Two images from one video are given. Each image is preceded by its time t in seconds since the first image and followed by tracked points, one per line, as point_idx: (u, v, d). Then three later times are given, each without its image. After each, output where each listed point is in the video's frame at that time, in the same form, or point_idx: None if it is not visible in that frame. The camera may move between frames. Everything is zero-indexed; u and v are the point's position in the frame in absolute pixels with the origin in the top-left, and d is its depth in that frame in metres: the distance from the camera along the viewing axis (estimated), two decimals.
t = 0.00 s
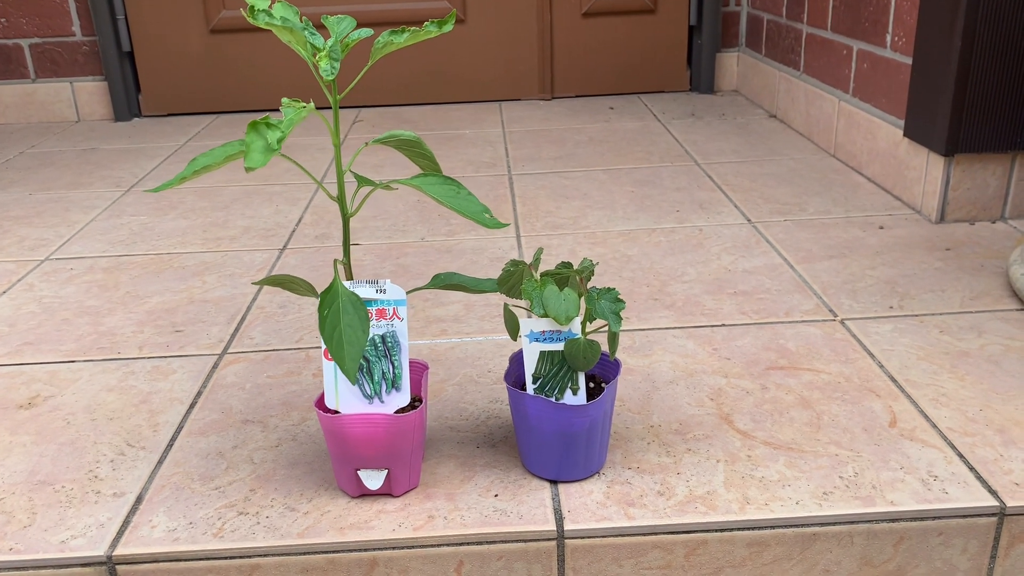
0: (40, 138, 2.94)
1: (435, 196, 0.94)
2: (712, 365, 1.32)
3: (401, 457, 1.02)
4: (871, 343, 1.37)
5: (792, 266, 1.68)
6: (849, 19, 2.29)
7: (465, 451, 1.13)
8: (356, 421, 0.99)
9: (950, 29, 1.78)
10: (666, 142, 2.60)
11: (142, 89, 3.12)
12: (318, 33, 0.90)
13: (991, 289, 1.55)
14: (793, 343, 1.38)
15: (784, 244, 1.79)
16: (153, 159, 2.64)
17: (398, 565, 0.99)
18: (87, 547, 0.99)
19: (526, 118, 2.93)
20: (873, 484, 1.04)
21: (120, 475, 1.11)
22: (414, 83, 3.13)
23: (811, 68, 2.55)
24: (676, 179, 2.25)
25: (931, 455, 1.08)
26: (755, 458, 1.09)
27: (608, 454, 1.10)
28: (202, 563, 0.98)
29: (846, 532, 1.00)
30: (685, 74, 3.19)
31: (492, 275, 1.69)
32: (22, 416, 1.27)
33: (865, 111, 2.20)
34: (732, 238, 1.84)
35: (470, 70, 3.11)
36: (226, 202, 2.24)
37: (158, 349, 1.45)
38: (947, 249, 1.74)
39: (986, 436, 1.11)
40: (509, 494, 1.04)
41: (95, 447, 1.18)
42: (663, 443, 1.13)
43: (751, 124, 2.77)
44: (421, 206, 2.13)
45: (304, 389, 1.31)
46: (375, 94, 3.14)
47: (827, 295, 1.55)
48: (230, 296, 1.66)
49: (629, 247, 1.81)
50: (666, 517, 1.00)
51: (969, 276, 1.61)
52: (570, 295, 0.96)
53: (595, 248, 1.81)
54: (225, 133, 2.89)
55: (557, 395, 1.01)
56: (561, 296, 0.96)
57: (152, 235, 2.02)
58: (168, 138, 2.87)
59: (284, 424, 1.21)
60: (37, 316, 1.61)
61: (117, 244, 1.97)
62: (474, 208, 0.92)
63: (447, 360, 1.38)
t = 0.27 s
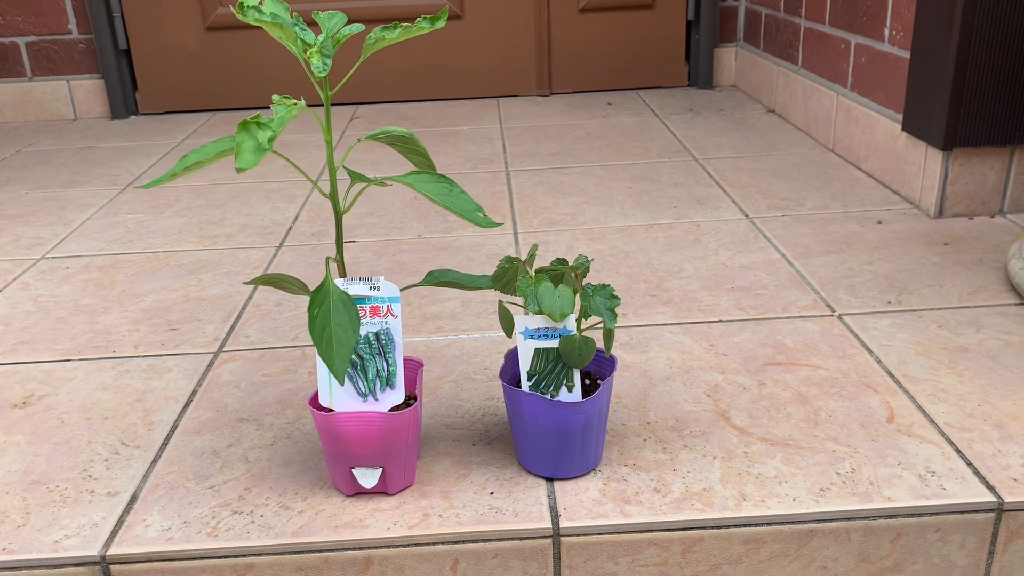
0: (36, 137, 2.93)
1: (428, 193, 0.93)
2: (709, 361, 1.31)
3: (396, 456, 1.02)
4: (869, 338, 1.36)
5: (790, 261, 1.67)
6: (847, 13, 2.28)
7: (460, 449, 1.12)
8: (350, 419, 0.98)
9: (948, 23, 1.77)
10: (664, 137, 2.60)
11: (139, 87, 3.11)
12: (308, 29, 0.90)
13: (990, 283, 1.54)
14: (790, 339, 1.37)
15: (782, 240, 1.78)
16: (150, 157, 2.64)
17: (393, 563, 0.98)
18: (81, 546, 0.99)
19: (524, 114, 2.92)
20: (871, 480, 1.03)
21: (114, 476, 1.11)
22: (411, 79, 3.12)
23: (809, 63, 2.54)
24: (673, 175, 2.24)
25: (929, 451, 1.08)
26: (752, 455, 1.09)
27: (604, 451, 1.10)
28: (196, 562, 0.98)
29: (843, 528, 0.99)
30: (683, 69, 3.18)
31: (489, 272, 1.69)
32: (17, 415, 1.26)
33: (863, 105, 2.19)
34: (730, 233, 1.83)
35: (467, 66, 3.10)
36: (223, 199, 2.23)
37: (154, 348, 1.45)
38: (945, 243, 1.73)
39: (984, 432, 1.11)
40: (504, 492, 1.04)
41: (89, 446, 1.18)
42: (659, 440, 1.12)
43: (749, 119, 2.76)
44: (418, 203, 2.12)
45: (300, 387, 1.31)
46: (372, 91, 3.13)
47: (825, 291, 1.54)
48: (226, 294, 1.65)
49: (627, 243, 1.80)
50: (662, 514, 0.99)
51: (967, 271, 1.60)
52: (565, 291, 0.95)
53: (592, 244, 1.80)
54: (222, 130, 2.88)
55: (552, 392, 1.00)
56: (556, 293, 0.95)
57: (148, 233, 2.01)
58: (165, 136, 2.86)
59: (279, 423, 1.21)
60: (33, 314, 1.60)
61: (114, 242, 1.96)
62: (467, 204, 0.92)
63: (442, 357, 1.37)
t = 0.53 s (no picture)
0: (34, 135, 2.92)
1: (423, 190, 0.93)
2: (706, 358, 1.31)
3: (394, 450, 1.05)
4: (866, 335, 1.36)
5: (787, 258, 1.67)
6: (845, 10, 2.28)
7: (457, 447, 1.12)
8: (345, 416, 1.01)
9: (946, 19, 1.76)
10: (662, 134, 2.59)
11: (136, 84, 3.11)
12: (303, 26, 0.89)
13: (987, 280, 1.54)
14: (788, 335, 1.37)
15: (779, 237, 1.78)
16: (147, 155, 2.63)
17: (390, 561, 0.98)
18: (77, 545, 0.98)
19: (521, 112, 2.92)
20: (867, 477, 1.03)
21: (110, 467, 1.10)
22: (409, 76, 3.12)
23: (807, 60, 2.54)
24: (671, 171, 2.24)
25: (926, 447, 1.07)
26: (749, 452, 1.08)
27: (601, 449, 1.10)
28: (193, 560, 0.97)
29: (839, 525, 0.99)
30: (681, 66, 3.17)
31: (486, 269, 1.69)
32: (13, 414, 1.26)
33: (861, 102, 2.19)
34: (727, 230, 1.83)
35: (465, 63, 3.10)
36: (220, 197, 2.23)
37: (150, 346, 1.45)
38: (943, 240, 1.73)
39: (981, 428, 1.11)
40: (501, 490, 1.04)
41: (85, 445, 1.17)
42: (656, 437, 1.12)
43: (747, 116, 2.76)
44: (416, 200, 2.12)
45: (296, 385, 1.30)
46: (370, 88, 3.13)
47: (822, 288, 1.54)
48: (223, 292, 1.65)
49: (624, 240, 1.80)
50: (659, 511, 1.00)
51: (965, 267, 1.60)
52: (561, 289, 0.95)
53: (589, 241, 1.80)
54: (220, 128, 2.88)
55: (549, 389, 1.00)
56: (552, 290, 0.95)
57: (145, 231, 2.01)
58: (162, 134, 2.86)
59: (275, 421, 1.20)
60: (29, 313, 1.60)
61: (111, 240, 1.96)
62: (462, 202, 0.91)
63: (439, 355, 1.37)
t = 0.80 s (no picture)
0: (34, 132, 2.92)
1: (426, 189, 0.93)
2: (707, 357, 1.31)
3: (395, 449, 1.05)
4: (866, 333, 1.37)
5: (787, 257, 1.68)
6: (845, 8, 2.28)
7: (459, 445, 1.13)
8: (347, 414, 1.01)
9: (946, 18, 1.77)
10: (662, 133, 2.60)
11: (136, 82, 3.10)
12: (307, 25, 0.90)
13: (987, 279, 1.55)
14: (788, 334, 1.38)
15: (779, 235, 1.78)
16: (147, 153, 2.63)
17: (392, 559, 0.99)
18: (79, 542, 0.98)
19: (521, 110, 2.92)
20: (868, 475, 1.03)
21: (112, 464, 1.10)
22: (409, 75, 3.12)
23: (807, 58, 2.54)
24: (671, 170, 2.24)
25: (926, 446, 1.08)
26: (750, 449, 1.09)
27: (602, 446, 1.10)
28: (195, 558, 0.98)
29: (840, 523, 1.00)
30: (681, 65, 3.18)
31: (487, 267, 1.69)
32: (15, 411, 1.26)
33: (861, 100, 2.20)
34: (728, 229, 1.83)
35: (465, 62, 3.10)
36: (221, 195, 2.23)
37: (152, 344, 1.45)
38: (943, 238, 1.74)
39: (981, 426, 1.11)
40: (502, 487, 1.04)
41: (87, 442, 1.17)
42: (658, 435, 1.12)
43: (747, 114, 2.76)
44: (416, 198, 2.12)
45: (298, 382, 1.31)
46: (370, 86, 3.13)
47: (823, 286, 1.54)
48: (224, 290, 1.65)
49: (625, 239, 1.81)
50: (660, 509, 1.00)
51: (964, 266, 1.60)
52: (563, 287, 0.95)
53: (590, 240, 1.80)
54: (220, 125, 2.88)
55: (551, 387, 1.00)
56: (554, 289, 0.95)
57: (146, 229, 2.01)
58: (162, 132, 2.86)
59: (277, 419, 1.21)
60: (30, 310, 1.60)
61: (112, 238, 1.96)
62: (465, 201, 0.91)
63: (441, 353, 1.37)
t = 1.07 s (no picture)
0: (32, 130, 2.91)
1: (427, 188, 0.93)
2: (707, 356, 1.31)
3: (396, 449, 1.04)
4: (866, 333, 1.37)
5: (787, 256, 1.67)
6: (845, 8, 2.28)
7: (458, 444, 1.12)
8: (347, 414, 1.00)
9: (946, 19, 1.76)
10: (662, 132, 2.59)
11: (135, 80, 3.10)
12: (307, 22, 0.89)
13: (987, 279, 1.54)
14: (788, 334, 1.37)
15: (779, 235, 1.78)
16: (146, 151, 2.62)
17: (392, 558, 0.98)
18: (78, 541, 0.98)
19: (521, 109, 2.92)
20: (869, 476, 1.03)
21: (111, 463, 1.09)
22: (408, 73, 3.11)
23: (806, 58, 2.54)
24: (671, 170, 2.24)
25: (926, 446, 1.08)
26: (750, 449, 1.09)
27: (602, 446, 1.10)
28: (194, 557, 0.97)
29: (841, 524, 1.00)
30: (680, 64, 3.17)
31: (486, 266, 1.69)
32: (13, 410, 1.26)
33: (861, 100, 2.19)
34: (727, 228, 1.83)
35: (465, 60, 3.10)
36: (219, 193, 2.22)
37: (150, 342, 1.44)
38: (943, 239, 1.74)
39: (982, 427, 1.11)
40: (502, 487, 1.04)
41: (86, 441, 1.17)
42: (658, 435, 1.12)
43: (747, 114, 2.76)
44: (415, 197, 2.12)
45: (298, 381, 1.30)
46: (369, 84, 3.12)
47: (823, 286, 1.54)
48: (223, 289, 1.65)
49: (624, 238, 1.80)
50: (660, 509, 1.00)
51: (965, 266, 1.60)
52: (564, 287, 0.95)
53: (590, 239, 1.80)
54: (219, 123, 2.87)
55: (551, 387, 1.00)
56: (555, 288, 0.95)
57: (144, 227, 2.01)
58: (161, 130, 2.85)
59: (276, 417, 1.20)
60: (29, 308, 1.60)
61: (110, 236, 1.95)
62: (466, 200, 0.91)
63: (440, 352, 1.37)
